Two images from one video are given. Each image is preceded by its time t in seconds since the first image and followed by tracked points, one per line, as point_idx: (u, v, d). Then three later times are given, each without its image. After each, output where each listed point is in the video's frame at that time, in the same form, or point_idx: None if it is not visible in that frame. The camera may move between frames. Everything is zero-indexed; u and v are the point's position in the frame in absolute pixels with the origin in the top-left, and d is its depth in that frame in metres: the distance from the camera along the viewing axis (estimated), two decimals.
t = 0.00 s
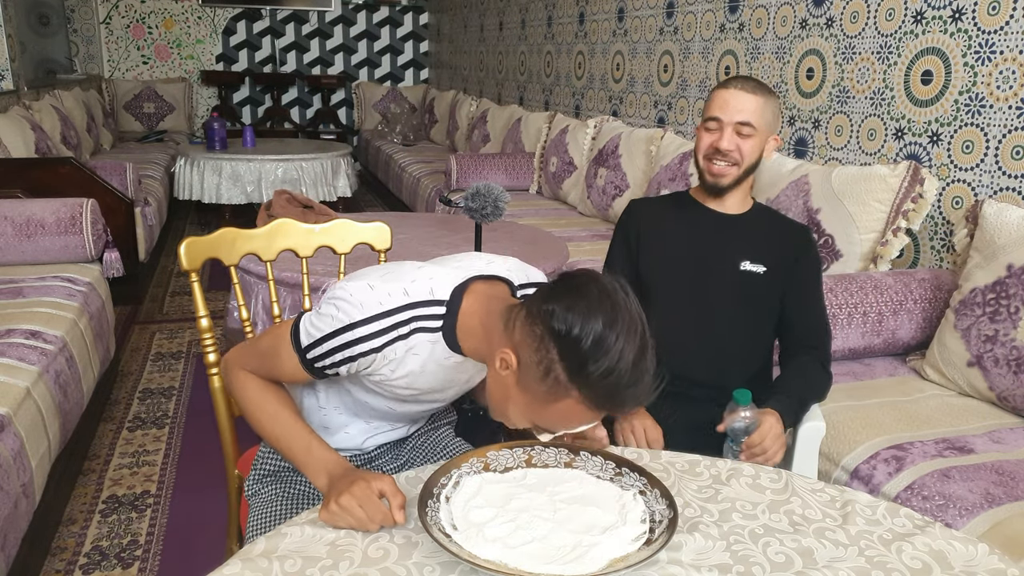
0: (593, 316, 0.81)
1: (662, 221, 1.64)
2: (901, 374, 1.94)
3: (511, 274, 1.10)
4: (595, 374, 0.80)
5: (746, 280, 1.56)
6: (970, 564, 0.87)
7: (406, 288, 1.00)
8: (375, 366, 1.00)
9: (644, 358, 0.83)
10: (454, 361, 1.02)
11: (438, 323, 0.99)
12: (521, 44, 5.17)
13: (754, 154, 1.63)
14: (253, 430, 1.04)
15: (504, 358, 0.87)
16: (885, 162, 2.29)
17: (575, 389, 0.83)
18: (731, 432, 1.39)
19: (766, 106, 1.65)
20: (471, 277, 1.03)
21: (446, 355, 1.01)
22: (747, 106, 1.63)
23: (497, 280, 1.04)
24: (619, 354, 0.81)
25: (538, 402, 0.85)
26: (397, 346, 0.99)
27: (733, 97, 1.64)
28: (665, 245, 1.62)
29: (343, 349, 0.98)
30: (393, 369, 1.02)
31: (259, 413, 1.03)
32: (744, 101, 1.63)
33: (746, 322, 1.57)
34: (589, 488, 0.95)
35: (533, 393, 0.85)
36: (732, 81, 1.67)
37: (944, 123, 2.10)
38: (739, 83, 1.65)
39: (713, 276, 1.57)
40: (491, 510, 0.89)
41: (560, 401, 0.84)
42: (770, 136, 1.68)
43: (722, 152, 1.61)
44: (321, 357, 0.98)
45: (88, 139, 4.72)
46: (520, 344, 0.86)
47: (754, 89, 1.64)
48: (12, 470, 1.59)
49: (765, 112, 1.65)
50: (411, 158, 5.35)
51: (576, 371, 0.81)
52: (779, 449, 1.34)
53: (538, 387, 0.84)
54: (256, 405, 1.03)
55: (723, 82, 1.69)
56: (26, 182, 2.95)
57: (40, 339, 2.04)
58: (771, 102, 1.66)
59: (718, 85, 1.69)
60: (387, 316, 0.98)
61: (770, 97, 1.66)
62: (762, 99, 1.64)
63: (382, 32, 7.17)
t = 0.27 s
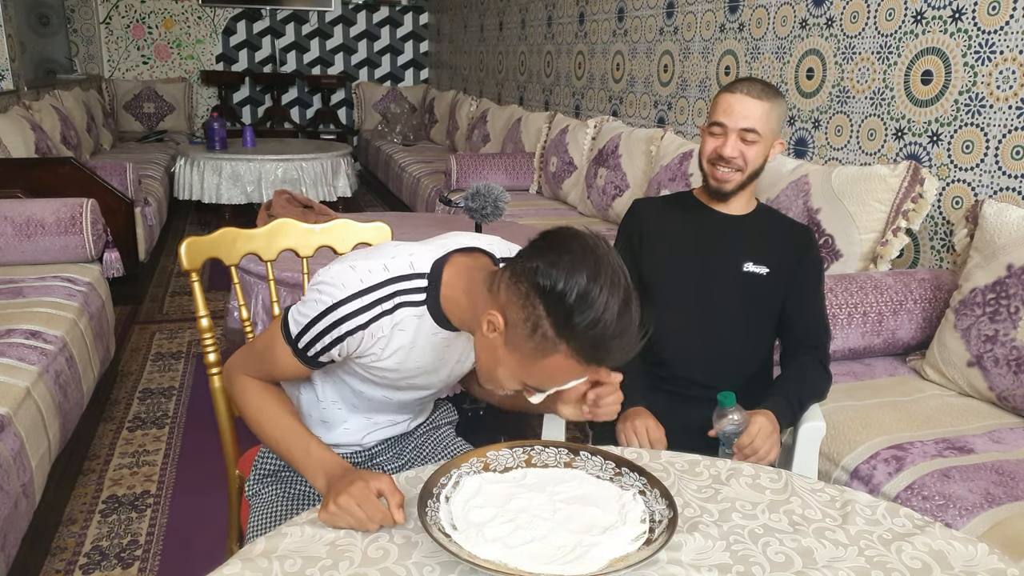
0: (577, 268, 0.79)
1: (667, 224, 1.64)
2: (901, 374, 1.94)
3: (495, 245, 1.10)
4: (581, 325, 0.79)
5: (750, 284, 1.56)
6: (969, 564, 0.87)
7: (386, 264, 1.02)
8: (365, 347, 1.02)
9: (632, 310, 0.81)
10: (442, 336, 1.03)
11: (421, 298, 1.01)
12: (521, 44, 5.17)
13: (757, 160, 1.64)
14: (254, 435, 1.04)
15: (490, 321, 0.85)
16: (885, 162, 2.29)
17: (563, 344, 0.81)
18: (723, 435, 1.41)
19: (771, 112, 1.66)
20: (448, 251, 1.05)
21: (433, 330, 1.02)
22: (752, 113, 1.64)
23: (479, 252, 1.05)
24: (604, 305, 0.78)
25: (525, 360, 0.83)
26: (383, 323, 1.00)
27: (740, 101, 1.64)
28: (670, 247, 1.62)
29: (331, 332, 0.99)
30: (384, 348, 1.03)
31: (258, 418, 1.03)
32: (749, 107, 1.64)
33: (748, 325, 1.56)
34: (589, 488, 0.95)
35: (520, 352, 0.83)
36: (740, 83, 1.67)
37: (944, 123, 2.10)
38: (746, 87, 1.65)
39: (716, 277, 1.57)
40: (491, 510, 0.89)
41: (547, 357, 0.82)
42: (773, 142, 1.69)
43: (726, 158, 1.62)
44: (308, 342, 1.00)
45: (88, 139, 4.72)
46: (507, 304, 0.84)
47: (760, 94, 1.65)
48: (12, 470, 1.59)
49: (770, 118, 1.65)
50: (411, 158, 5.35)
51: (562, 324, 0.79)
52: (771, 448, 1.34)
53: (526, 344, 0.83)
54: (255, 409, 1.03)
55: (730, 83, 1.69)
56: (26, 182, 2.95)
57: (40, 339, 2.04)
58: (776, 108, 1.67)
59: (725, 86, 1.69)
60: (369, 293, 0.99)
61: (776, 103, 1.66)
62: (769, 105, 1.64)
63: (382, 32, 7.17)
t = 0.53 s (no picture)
0: (542, 194, 0.83)
1: (674, 226, 1.63)
2: (901, 373, 1.94)
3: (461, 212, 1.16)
4: (553, 243, 0.82)
5: (755, 290, 1.55)
6: (969, 564, 0.87)
7: (357, 232, 1.06)
8: (347, 316, 1.04)
9: (598, 226, 0.85)
10: (420, 300, 1.06)
11: (395, 260, 1.04)
12: (521, 44, 5.17)
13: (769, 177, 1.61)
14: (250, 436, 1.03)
15: (467, 259, 0.89)
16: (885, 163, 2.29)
17: (540, 265, 0.84)
18: (723, 436, 1.43)
19: (788, 129, 1.63)
20: (412, 217, 1.09)
21: (410, 293, 1.05)
22: (768, 128, 1.62)
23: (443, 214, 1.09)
24: (571, 222, 0.83)
25: (507, 291, 0.87)
26: (361, 286, 1.03)
27: (758, 115, 1.62)
28: (676, 248, 1.61)
29: (311, 301, 1.00)
30: (366, 316, 1.05)
31: (257, 422, 1.02)
32: (765, 121, 1.62)
33: (751, 328, 1.56)
34: (588, 488, 0.95)
35: (500, 282, 0.87)
36: (757, 96, 1.65)
37: (944, 123, 2.11)
38: (764, 101, 1.63)
39: (720, 283, 1.56)
40: (490, 510, 0.89)
41: (527, 283, 0.86)
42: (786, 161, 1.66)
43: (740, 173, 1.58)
44: (292, 321, 1.01)
45: (88, 139, 4.72)
46: (479, 238, 0.88)
47: (778, 109, 1.63)
48: (13, 470, 1.60)
49: (785, 135, 1.63)
50: (411, 158, 5.35)
51: (535, 246, 0.83)
52: (772, 448, 1.34)
53: (504, 274, 0.86)
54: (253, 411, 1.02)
55: (748, 96, 1.67)
56: (26, 183, 2.95)
57: (41, 339, 2.04)
58: (792, 126, 1.65)
59: (742, 99, 1.67)
60: (343, 257, 1.03)
61: (793, 121, 1.65)
62: (786, 121, 1.62)
63: (382, 32, 7.17)
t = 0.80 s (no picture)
0: (489, 131, 0.91)
1: (680, 223, 1.59)
2: (901, 373, 1.94)
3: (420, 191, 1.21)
4: (498, 171, 0.89)
5: (759, 293, 1.53)
6: (969, 564, 0.87)
7: (319, 207, 1.10)
8: (322, 289, 1.07)
9: (543, 167, 0.92)
10: (388, 268, 1.10)
11: (360, 229, 1.08)
12: (521, 44, 5.17)
13: (772, 211, 1.49)
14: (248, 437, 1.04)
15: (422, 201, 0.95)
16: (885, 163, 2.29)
17: (489, 196, 0.90)
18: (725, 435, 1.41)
19: (809, 165, 1.48)
20: (370, 194, 1.14)
21: (377, 260, 1.09)
22: (786, 162, 1.46)
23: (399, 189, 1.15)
24: (513, 156, 0.90)
25: (458, 227, 0.92)
26: (330, 254, 1.06)
27: (779, 143, 1.47)
28: (681, 246, 1.58)
29: (285, 273, 1.03)
30: (338, 287, 1.08)
31: (255, 425, 1.03)
32: (786, 153, 1.46)
33: (752, 330, 1.55)
34: (588, 488, 0.95)
35: (453, 219, 0.92)
36: (786, 120, 1.49)
37: (944, 123, 2.11)
38: (792, 129, 1.47)
39: (728, 285, 1.54)
40: (490, 510, 0.89)
41: (477, 215, 0.91)
42: (801, 193, 1.52)
43: (739, 199, 1.47)
44: (270, 301, 1.03)
45: (88, 139, 4.73)
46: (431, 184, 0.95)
47: (804, 142, 1.46)
48: (13, 470, 1.60)
49: (805, 170, 1.48)
50: (411, 158, 5.35)
51: (482, 176, 0.89)
52: (773, 448, 1.34)
53: (456, 206, 0.92)
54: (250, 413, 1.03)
55: (779, 116, 1.50)
56: (26, 183, 2.95)
57: (41, 339, 2.04)
58: (816, 162, 1.49)
59: (772, 118, 1.51)
60: (310, 228, 1.06)
61: (818, 156, 1.49)
62: (808, 157, 1.47)
63: (382, 32, 7.17)
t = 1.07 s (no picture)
0: (438, 119, 0.92)
1: (692, 222, 1.55)
2: (901, 373, 1.94)
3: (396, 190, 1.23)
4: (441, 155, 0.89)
5: (769, 295, 1.50)
6: (968, 564, 0.87)
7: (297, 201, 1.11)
8: (302, 280, 1.07)
9: (492, 152, 0.92)
10: (366, 259, 1.11)
11: (337, 221, 1.09)
12: (521, 44, 5.17)
13: (785, 214, 1.41)
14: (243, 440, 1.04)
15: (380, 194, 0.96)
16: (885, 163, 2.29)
17: (438, 180, 0.90)
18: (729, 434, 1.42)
19: (830, 171, 1.37)
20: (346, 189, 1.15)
21: (355, 251, 1.10)
22: (803, 163, 1.36)
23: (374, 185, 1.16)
24: (457, 141, 0.90)
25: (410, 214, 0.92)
26: (308, 245, 1.07)
27: (797, 145, 1.36)
28: (692, 246, 1.54)
29: (265, 263, 1.04)
30: (318, 279, 1.08)
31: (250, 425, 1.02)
32: (804, 155, 1.36)
33: (762, 332, 1.52)
34: (588, 488, 0.95)
35: (405, 209, 0.93)
36: (811, 120, 1.38)
37: (944, 123, 2.10)
38: (814, 131, 1.36)
39: (742, 287, 1.50)
40: (490, 510, 0.89)
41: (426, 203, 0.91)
42: (819, 201, 1.41)
43: (749, 200, 1.41)
44: (254, 296, 1.03)
45: (88, 139, 4.73)
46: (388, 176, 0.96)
47: (825, 146, 1.35)
48: (12, 470, 1.59)
49: (824, 176, 1.37)
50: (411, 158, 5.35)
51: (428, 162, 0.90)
52: (776, 448, 1.34)
53: (406, 195, 0.93)
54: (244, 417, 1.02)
55: (807, 115, 1.39)
56: (26, 182, 2.95)
57: (40, 339, 2.04)
58: (840, 167, 1.38)
59: (799, 116, 1.40)
60: (287, 220, 1.07)
61: (842, 161, 1.37)
62: (828, 162, 1.36)
63: (382, 32, 7.17)
